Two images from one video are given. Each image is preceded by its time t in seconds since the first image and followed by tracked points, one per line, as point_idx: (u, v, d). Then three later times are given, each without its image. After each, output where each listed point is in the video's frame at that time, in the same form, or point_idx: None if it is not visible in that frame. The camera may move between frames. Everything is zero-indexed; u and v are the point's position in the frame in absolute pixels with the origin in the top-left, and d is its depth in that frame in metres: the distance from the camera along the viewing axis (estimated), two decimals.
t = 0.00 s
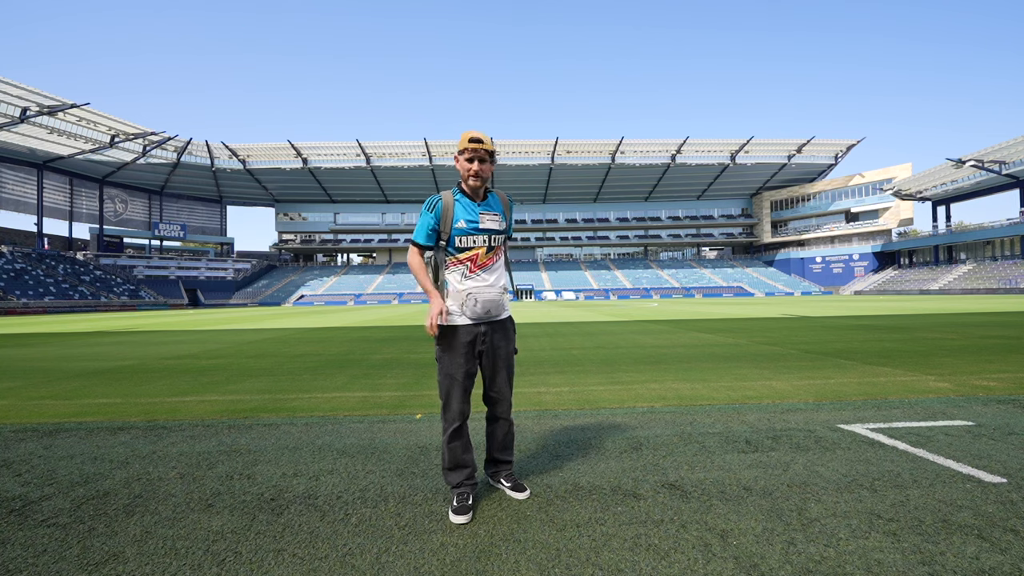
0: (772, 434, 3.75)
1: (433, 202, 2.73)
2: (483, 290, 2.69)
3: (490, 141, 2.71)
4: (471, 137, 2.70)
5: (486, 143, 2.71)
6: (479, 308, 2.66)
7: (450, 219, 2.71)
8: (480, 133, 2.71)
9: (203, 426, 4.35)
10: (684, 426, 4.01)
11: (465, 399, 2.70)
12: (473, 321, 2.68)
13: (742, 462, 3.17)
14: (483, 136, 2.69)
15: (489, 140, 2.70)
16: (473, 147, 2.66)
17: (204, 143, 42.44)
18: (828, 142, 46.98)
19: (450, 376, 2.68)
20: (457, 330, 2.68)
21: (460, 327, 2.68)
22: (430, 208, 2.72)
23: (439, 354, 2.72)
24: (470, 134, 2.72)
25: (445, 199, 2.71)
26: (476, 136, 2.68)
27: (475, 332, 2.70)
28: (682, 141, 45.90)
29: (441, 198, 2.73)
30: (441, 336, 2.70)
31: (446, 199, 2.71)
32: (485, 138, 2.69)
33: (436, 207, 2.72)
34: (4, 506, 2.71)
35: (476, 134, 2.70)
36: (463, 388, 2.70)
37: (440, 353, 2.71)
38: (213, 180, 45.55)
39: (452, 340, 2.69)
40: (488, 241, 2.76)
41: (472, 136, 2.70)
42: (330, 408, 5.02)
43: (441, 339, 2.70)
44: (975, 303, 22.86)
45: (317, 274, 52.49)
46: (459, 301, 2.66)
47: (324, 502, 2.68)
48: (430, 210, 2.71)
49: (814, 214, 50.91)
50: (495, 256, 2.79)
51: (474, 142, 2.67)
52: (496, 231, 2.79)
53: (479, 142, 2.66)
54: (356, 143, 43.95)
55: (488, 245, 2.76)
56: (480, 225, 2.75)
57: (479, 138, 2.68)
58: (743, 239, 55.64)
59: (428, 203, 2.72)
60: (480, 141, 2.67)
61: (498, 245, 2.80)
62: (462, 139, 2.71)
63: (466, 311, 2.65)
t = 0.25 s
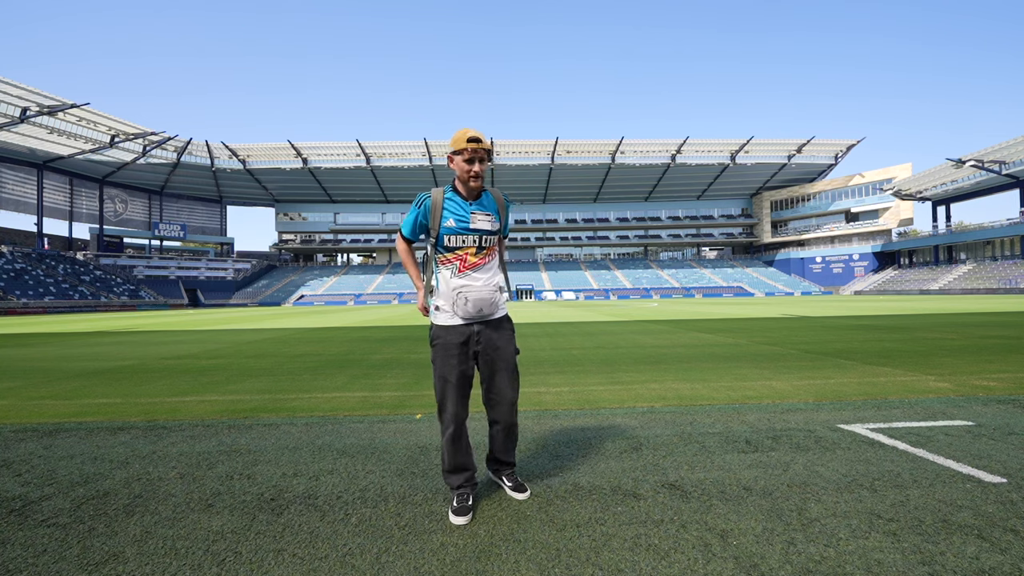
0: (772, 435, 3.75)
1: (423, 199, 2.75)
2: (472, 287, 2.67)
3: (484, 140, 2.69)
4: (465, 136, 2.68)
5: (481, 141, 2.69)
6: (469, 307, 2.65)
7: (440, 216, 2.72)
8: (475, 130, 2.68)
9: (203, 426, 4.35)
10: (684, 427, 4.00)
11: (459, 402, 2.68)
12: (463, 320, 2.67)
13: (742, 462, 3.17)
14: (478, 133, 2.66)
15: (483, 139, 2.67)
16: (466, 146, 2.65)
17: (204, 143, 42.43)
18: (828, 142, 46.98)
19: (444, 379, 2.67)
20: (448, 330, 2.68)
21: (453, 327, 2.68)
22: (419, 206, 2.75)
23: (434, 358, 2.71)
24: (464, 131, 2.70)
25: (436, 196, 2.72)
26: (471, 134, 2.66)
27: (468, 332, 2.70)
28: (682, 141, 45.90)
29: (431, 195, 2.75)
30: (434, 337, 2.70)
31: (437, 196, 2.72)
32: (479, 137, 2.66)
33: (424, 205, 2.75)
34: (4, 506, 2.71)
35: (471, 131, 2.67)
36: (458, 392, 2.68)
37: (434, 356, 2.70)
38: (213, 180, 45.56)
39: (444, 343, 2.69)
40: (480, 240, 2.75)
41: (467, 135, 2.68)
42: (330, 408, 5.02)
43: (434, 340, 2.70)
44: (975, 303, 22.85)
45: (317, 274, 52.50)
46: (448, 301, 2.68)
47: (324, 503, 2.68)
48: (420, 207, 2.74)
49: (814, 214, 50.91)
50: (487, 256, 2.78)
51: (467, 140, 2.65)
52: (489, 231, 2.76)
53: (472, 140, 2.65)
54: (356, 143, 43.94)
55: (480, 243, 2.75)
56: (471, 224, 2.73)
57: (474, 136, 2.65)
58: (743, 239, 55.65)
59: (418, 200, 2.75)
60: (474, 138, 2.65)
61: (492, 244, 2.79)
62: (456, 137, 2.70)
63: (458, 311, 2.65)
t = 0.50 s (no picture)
0: (772, 434, 3.75)
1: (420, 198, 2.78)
2: (470, 287, 2.66)
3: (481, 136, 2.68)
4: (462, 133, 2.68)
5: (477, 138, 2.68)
6: (466, 307, 2.65)
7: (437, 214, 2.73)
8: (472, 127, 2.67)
9: (203, 426, 4.34)
10: (684, 426, 4.01)
11: (459, 404, 2.68)
12: (462, 321, 2.67)
13: (742, 462, 3.17)
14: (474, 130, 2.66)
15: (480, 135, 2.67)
16: (463, 142, 2.64)
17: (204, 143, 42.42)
18: (828, 142, 46.97)
19: (443, 380, 2.67)
20: (447, 330, 2.68)
21: (452, 327, 2.68)
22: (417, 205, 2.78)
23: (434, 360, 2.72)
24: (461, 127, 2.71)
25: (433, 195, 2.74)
26: (467, 130, 2.65)
27: (467, 333, 2.69)
28: (682, 141, 45.90)
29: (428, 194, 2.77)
30: (432, 338, 2.71)
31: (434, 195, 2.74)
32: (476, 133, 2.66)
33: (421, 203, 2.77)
34: (4, 506, 2.71)
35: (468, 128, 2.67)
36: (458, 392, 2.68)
37: (434, 358, 2.70)
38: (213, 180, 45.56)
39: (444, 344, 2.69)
40: (478, 238, 2.74)
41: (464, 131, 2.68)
42: (330, 408, 5.02)
43: (433, 342, 2.70)
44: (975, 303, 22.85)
45: (317, 274, 52.52)
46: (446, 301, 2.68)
47: (324, 503, 2.68)
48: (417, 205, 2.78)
49: (814, 214, 50.94)
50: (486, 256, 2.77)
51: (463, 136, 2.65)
52: (488, 229, 2.75)
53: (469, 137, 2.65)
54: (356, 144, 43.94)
55: (479, 242, 2.74)
56: (469, 224, 2.72)
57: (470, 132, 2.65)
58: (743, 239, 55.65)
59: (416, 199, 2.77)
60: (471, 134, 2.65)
61: (492, 242, 2.78)
62: (454, 133, 2.70)
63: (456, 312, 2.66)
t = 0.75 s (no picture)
0: (771, 434, 3.75)
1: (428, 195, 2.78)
2: (479, 288, 2.63)
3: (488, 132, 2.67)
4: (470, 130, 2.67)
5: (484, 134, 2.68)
6: (475, 310, 2.61)
7: (445, 211, 2.73)
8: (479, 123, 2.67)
9: (203, 426, 4.34)
10: (684, 426, 4.01)
11: (464, 404, 2.67)
12: (469, 322, 2.64)
13: (742, 461, 3.17)
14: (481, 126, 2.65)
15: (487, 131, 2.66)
16: (470, 138, 2.64)
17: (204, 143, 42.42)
18: (828, 142, 46.96)
19: (449, 382, 2.66)
20: (455, 332, 2.66)
21: (460, 329, 2.65)
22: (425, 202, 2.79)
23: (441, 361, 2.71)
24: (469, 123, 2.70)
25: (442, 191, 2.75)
26: (474, 126, 2.65)
27: (475, 336, 2.65)
28: (682, 141, 45.89)
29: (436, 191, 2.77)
30: (440, 339, 2.69)
31: (442, 191, 2.74)
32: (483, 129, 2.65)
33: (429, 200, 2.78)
34: (4, 506, 2.71)
35: (474, 124, 2.66)
36: (463, 395, 2.67)
37: (441, 358, 2.69)
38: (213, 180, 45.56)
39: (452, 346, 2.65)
40: (487, 236, 2.71)
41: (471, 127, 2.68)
42: (330, 408, 5.02)
43: (440, 343, 2.69)
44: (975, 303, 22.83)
45: (317, 274, 52.53)
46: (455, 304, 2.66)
47: (324, 503, 2.68)
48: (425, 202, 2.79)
49: (814, 214, 50.95)
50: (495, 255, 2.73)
51: (470, 131, 2.64)
52: (498, 226, 2.72)
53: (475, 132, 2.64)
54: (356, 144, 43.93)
55: (488, 240, 2.72)
56: (478, 220, 2.70)
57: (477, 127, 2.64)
58: (743, 239, 55.67)
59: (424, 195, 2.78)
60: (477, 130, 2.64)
61: (502, 240, 2.76)
62: (462, 129, 2.70)
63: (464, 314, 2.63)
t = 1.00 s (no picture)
0: (772, 435, 3.75)
1: (448, 190, 2.78)
2: (498, 285, 2.59)
3: (507, 124, 2.66)
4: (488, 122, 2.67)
5: (503, 126, 2.67)
6: (492, 309, 2.58)
7: (464, 204, 2.71)
8: (498, 115, 2.66)
9: (202, 427, 4.34)
10: (684, 426, 4.00)
11: (477, 405, 2.66)
12: (487, 322, 2.62)
13: (742, 462, 3.17)
14: (499, 117, 2.65)
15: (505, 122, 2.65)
16: (488, 130, 2.64)
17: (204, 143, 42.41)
18: (828, 142, 46.95)
19: (462, 382, 2.65)
20: (472, 332, 2.64)
21: (477, 329, 2.63)
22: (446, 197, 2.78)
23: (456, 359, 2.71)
24: (488, 117, 2.71)
25: (461, 185, 2.75)
26: (491, 118, 2.65)
27: (493, 337, 2.63)
28: (681, 141, 45.88)
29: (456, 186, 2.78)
30: (456, 337, 2.69)
31: (463, 184, 2.74)
32: (501, 120, 2.65)
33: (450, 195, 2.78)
34: (4, 505, 2.71)
35: (493, 115, 2.67)
36: (475, 394, 2.66)
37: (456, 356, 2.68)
38: (213, 180, 45.56)
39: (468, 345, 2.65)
40: (508, 229, 2.67)
41: (490, 120, 2.68)
42: (330, 408, 5.02)
43: (456, 341, 2.68)
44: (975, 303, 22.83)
45: (317, 273, 52.53)
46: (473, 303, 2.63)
47: (324, 503, 2.68)
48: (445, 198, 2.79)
49: (814, 214, 50.96)
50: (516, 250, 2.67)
51: (487, 123, 2.65)
52: (520, 220, 2.67)
53: (493, 123, 2.64)
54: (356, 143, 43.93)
55: (509, 234, 2.67)
56: (499, 214, 2.66)
57: (494, 119, 2.64)
58: (743, 239, 55.66)
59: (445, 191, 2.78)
60: (495, 121, 2.64)
61: (525, 233, 2.70)
62: (480, 122, 2.71)
63: (482, 312, 2.59)
